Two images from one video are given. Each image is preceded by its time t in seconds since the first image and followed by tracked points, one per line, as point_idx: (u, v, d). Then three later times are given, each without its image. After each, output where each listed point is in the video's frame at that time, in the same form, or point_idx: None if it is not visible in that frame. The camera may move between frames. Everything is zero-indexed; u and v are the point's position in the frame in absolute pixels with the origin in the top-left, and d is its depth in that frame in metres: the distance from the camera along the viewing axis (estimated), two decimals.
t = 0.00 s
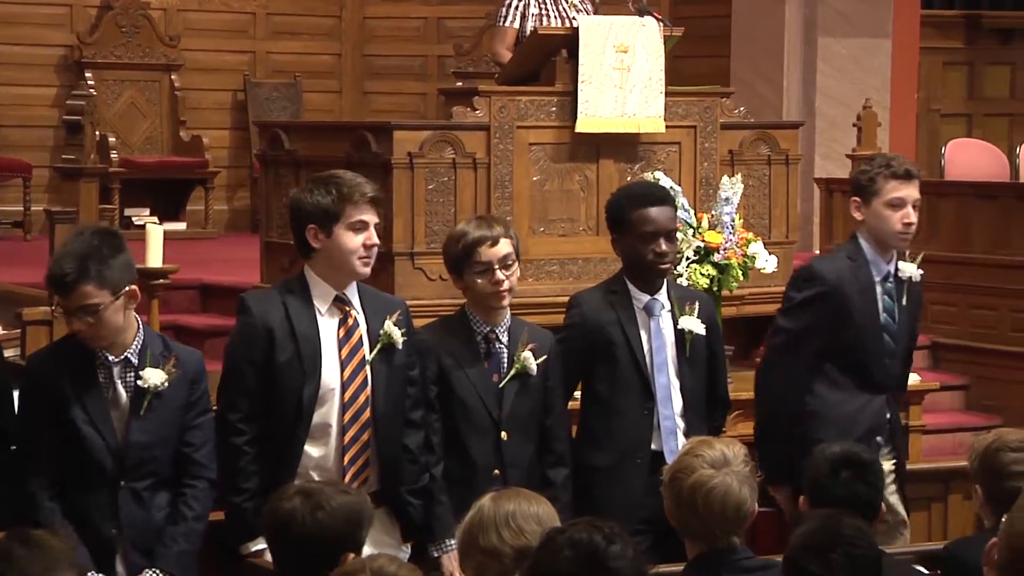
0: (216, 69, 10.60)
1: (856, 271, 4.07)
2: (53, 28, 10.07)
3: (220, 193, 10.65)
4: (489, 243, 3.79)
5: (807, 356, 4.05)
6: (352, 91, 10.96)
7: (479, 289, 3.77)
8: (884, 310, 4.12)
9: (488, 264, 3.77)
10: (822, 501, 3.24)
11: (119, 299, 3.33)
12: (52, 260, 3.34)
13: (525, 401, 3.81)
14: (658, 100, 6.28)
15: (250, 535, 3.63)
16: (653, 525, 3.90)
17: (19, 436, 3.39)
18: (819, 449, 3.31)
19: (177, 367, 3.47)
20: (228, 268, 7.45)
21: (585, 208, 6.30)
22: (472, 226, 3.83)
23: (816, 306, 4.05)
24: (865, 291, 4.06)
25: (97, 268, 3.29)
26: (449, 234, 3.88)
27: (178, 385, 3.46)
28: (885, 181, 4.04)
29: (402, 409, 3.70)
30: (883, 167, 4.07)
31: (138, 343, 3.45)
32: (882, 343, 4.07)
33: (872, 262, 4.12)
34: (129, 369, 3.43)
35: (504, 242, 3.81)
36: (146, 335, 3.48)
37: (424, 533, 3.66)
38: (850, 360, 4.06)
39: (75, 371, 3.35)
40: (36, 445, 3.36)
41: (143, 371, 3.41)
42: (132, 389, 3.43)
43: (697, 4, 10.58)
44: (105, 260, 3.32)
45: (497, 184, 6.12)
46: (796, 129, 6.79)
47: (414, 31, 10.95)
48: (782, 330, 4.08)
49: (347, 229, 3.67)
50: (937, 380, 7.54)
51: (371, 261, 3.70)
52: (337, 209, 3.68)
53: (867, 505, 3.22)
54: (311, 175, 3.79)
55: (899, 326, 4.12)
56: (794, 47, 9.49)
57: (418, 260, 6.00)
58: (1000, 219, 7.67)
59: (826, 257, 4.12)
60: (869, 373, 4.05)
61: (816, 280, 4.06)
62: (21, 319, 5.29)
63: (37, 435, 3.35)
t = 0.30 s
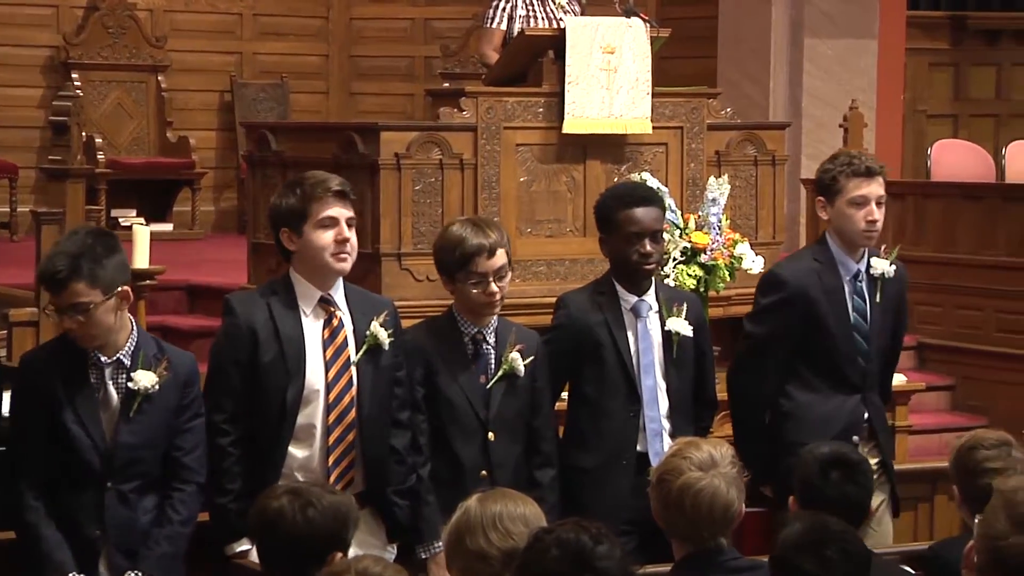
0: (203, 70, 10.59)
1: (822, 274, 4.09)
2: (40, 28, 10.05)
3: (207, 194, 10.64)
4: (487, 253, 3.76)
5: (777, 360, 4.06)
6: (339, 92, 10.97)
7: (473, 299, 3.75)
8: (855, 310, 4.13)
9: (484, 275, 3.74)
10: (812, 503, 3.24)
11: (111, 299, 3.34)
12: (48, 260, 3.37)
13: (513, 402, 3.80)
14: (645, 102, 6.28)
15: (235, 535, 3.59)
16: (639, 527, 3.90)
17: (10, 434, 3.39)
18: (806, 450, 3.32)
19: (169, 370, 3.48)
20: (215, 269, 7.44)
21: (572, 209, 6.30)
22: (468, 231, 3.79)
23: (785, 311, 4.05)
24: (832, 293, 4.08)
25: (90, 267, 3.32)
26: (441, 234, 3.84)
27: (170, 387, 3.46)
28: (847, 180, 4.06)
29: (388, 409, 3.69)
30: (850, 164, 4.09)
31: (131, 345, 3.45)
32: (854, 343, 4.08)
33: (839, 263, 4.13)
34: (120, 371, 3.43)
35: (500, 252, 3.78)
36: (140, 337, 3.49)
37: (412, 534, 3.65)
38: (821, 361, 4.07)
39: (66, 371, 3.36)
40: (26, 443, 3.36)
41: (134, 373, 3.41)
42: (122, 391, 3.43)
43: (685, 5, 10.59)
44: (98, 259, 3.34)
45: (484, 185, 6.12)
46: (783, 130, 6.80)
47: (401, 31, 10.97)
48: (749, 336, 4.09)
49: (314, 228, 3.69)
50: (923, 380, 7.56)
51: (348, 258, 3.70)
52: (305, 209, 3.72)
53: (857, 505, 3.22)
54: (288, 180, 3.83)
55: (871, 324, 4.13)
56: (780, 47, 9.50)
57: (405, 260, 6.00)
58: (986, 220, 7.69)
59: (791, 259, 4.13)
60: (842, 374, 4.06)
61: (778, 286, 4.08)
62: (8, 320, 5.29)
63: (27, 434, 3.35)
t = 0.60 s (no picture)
0: (185, 70, 10.56)
1: (805, 273, 4.09)
2: (21, 28, 10.01)
3: (188, 194, 10.63)
4: (489, 255, 3.78)
5: (759, 360, 4.07)
6: (320, 92, 10.96)
7: (472, 300, 3.76)
8: (836, 310, 4.13)
9: (486, 277, 3.76)
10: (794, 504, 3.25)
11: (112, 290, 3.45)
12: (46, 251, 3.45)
13: (497, 405, 3.81)
14: (626, 102, 6.28)
15: (212, 537, 3.62)
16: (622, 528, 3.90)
17: None
18: (788, 450, 3.32)
19: (153, 367, 3.50)
20: (196, 270, 7.43)
21: (553, 209, 6.31)
22: (467, 234, 3.81)
23: (766, 311, 4.06)
24: (815, 293, 4.08)
25: (97, 254, 3.42)
26: (435, 238, 3.84)
27: (155, 384, 3.49)
28: (834, 181, 4.06)
29: (370, 410, 3.70)
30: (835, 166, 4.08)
31: (113, 344, 3.49)
32: (835, 343, 4.09)
33: (821, 262, 4.14)
34: (104, 370, 3.46)
35: (499, 256, 3.81)
36: (121, 336, 3.52)
37: (393, 536, 3.63)
38: (802, 361, 4.08)
39: (51, 373, 3.40)
40: (12, 448, 3.38)
41: (119, 371, 3.45)
42: (107, 390, 3.46)
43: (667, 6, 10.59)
44: (104, 249, 3.45)
45: (466, 185, 6.12)
46: (764, 131, 6.81)
47: (383, 31, 10.98)
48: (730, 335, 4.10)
49: (287, 229, 3.69)
50: (904, 380, 7.57)
51: (322, 259, 3.70)
52: (278, 211, 3.71)
53: (838, 506, 3.22)
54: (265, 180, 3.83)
55: (852, 325, 4.13)
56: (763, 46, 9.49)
57: (386, 261, 6.00)
58: (968, 221, 7.71)
59: (774, 258, 4.13)
60: (823, 375, 4.07)
61: (761, 284, 4.08)
62: None
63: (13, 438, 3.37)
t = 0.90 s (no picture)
0: (159, 66, 10.42)
1: (799, 272, 3.97)
2: None
3: (163, 194, 10.48)
4: (478, 246, 3.68)
5: (754, 362, 3.93)
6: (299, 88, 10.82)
7: (466, 294, 3.64)
8: (830, 311, 4.01)
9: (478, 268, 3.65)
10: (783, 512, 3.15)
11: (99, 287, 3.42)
12: (30, 251, 3.37)
13: (485, 410, 3.67)
14: (614, 99, 6.15)
15: (188, 546, 3.52)
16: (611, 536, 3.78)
17: None
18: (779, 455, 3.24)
19: (134, 367, 3.46)
20: (171, 271, 7.28)
21: (539, 209, 6.17)
22: (452, 230, 3.71)
23: (761, 312, 3.93)
24: (809, 293, 3.96)
25: (88, 250, 3.40)
26: (418, 238, 3.74)
27: (137, 385, 3.44)
28: (826, 179, 3.92)
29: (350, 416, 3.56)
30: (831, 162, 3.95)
31: (92, 346, 3.44)
32: (829, 344, 3.96)
33: (815, 262, 4.01)
34: (85, 372, 3.41)
35: (488, 248, 3.71)
36: (98, 338, 3.48)
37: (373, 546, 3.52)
38: (796, 362, 3.95)
39: (33, 377, 3.35)
40: None
41: (100, 372, 3.41)
42: (89, 392, 3.41)
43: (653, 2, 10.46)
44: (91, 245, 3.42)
45: (449, 184, 5.99)
46: (753, 128, 6.68)
47: (363, 26, 10.85)
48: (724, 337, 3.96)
49: (263, 232, 3.55)
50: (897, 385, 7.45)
51: (301, 262, 3.56)
52: (253, 213, 3.57)
53: (831, 512, 3.12)
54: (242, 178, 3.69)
55: (847, 326, 4.01)
56: (751, 43, 9.36)
57: (368, 262, 5.86)
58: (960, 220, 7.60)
59: (766, 258, 4.00)
60: (819, 377, 3.94)
61: (754, 285, 3.95)
62: None
63: None
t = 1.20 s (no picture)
0: (129, 63, 10.29)
1: (784, 275, 3.88)
2: None
3: (133, 194, 10.35)
4: (445, 237, 3.60)
5: (741, 365, 3.83)
6: (273, 86, 10.69)
7: (436, 286, 3.54)
8: (818, 314, 3.92)
9: (447, 259, 3.56)
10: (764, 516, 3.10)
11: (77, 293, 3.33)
12: (13, 251, 3.26)
13: (465, 414, 3.56)
14: (594, 97, 6.06)
15: (161, 555, 3.44)
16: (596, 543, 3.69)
17: None
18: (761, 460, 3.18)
19: (106, 370, 3.35)
20: (142, 273, 7.15)
21: (517, 209, 6.07)
22: (418, 225, 3.63)
23: (747, 313, 3.84)
24: (796, 296, 3.87)
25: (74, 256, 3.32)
26: (387, 239, 3.65)
27: (110, 387, 3.33)
28: (811, 178, 3.84)
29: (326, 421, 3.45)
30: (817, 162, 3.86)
31: (63, 349, 3.33)
32: (817, 347, 3.87)
33: (801, 263, 3.92)
34: (57, 376, 3.30)
35: (457, 240, 3.62)
36: (69, 341, 3.37)
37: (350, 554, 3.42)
38: (783, 365, 3.87)
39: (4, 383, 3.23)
40: None
41: (72, 376, 3.30)
42: (61, 396, 3.29)
43: None
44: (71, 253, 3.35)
45: (427, 184, 5.88)
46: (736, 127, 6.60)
47: (338, 22, 10.78)
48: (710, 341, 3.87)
49: (240, 234, 3.45)
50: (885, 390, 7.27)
51: (277, 265, 3.46)
52: (231, 213, 3.47)
53: (813, 516, 3.07)
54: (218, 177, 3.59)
55: (836, 328, 3.92)
56: (732, 41, 9.28)
57: (343, 264, 5.75)
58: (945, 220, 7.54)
59: (752, 260, 3.91)
60: (807, 381, 3.85)
61: (740, 287, 3.86)
62: None
63: None
